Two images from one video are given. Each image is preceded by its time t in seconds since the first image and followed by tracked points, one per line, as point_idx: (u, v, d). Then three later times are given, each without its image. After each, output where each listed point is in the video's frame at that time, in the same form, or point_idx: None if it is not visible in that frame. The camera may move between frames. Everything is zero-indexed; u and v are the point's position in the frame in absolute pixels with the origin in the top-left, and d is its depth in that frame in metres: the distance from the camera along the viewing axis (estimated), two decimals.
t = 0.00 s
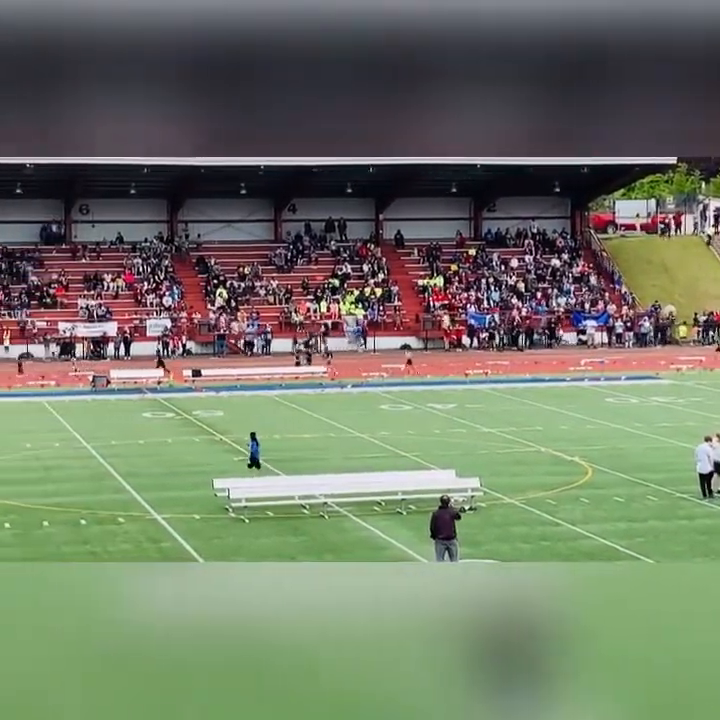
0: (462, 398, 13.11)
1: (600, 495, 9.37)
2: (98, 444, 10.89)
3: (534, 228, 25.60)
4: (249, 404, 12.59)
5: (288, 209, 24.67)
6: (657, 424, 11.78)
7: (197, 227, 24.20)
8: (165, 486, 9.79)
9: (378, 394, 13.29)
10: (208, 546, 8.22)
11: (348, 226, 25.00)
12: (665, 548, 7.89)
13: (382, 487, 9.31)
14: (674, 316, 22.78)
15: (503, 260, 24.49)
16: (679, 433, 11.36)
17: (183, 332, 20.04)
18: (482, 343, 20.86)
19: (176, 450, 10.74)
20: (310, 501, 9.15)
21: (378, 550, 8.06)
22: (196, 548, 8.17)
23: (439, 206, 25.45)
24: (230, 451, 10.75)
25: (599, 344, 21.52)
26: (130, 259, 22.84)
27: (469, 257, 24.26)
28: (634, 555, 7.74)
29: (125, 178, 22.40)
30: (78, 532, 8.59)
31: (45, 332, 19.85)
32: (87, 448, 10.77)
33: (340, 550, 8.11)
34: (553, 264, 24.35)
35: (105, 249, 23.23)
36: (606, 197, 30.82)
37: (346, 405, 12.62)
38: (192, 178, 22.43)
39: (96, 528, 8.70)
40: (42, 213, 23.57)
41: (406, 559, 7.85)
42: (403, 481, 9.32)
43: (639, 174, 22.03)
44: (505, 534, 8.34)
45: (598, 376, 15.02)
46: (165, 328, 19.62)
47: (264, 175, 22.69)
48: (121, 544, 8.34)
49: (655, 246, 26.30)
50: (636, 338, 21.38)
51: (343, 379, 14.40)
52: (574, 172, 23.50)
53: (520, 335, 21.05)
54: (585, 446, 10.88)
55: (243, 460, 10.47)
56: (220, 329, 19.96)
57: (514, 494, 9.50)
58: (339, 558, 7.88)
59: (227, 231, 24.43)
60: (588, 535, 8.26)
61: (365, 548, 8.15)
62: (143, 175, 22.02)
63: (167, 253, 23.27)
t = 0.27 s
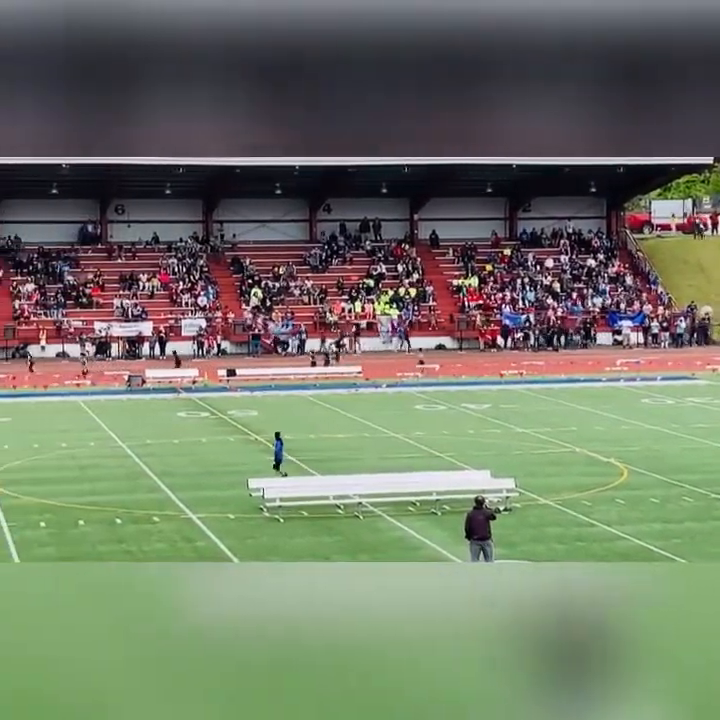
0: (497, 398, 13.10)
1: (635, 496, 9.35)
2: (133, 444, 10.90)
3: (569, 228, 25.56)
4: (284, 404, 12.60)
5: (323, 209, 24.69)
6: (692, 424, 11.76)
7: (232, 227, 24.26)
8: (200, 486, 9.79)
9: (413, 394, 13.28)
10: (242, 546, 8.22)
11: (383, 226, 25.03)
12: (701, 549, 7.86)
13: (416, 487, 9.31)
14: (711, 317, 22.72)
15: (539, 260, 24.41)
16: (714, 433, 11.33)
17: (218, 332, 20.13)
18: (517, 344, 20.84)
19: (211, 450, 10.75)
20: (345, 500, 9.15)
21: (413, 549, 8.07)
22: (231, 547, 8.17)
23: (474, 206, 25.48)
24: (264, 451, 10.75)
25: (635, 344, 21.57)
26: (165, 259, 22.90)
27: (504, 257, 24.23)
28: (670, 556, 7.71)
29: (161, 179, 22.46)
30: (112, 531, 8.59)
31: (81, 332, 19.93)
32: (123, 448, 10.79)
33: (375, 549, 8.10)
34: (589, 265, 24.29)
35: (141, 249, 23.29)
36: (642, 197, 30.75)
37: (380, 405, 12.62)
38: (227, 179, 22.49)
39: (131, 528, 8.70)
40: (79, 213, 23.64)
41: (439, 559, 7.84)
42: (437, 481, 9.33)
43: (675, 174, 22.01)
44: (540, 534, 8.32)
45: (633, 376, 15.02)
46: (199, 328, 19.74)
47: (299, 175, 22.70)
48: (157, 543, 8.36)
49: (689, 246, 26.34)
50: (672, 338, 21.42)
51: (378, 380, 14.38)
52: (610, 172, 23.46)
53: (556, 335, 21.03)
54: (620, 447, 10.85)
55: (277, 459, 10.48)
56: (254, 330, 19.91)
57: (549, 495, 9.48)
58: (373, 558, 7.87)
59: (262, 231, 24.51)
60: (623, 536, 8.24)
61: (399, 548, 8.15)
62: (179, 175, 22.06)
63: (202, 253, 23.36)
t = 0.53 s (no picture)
0: (530, 399, 13.07)
1: (668, 497, 9.30)
2: (165, 444, 10.91)
3: (602, 228, 25.49)
4: (316, 404, 12.60)
5: (355, 209, 24.72)
6: None
7: (264, 227, 24.32)
8: (232, 486, 9.80)
9: (445, 394, 13.28)
10: (274, 546, 8.21)
11: (416, 226, 24.96)
12: None
13: (449, 487, 9.28)
14: None
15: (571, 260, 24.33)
16: None
17: (250, 332, 20.15)
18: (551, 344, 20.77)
19: (243, 450, 10.76)
20: (377, 500, 9.14)
21: (445, 550, 8.06)
22: (263, 547, 8.17)
23: (507, 206, 25.44)
24: (296, 451, 10.75)
25: (669, 343, 21.47)
26: (197, 259, 22.91)
27: (537, 257, 24.16)
28: (702, 557, 7.68)
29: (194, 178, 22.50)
30: (144, 531, 8.60)
31: (114, 331, 19.99)
32: (155, 448, 10.81)
33: (406, 550, 8.09)
34: (622, 265, 24.18)
35: (174, 249, 23.35)
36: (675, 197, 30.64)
37: (411, 404, 12.62)
38: (259, 179, 22.52)
39: (163, 527, 8.71)
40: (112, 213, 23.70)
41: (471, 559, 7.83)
42: (470, 481, 9.29)
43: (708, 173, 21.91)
44: (572, 536, 8.29)
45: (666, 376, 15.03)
46: (232, 327, 19.78)
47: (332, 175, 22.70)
48: (189, 542, 8.36)
49: None
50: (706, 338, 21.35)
51: (410, 379, 14.38)
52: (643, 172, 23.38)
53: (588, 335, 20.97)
54: (653, 448, 10.81)
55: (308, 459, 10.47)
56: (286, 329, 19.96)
57: (582, 495, 9.46)
58: (405, 558, 7.86)
59: (293, 231, 24.55)
60: (656, 537, 8.20)
61: (431, 548, 8.14)
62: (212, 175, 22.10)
63: (234, 253, 23.40)
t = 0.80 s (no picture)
0: (561, 400, 13.08)
1: (701, 499, 9.28)
2: (196, 444, 10.94)
3: (634, 229, 25.48)
4: (345, 404, 12.63)
5: (385, 210, 24.73)
6: None
7: (295, 228, 24.37)
8: (264, 486, 9.82)
9: (476, 395, 13.30)
10: (305, 546, 8.23)
11: (447, 226, 25.09)
12: None
13: (479, 489, 9.27)
14: None
15: (603, 261, 24.30)
16: None
17: (282, 332, 20.20)
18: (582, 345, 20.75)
19: (274, 450, 10.78)
20: (408, 501, 9.15)
21: (478, 552, 8.05)
22: (294, 548, 8.19)
23: (539, 207, 25.49)
24: (327, 450, 10.76)
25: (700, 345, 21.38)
26: (228, 259, 22.97)
27: (569, 258, 24.15)
28: None
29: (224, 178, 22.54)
30: (175, 530, 8.63)
31: (145, 331, 20.05)
32: (186, 448, 10.83)
33: (438, 551, 8.10)
34: (654, 265, 24.15)
35: (204, 249, 23.40)
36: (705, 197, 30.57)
37: (442, 405, 12.64)
38: (288, 179, 22.54)
39: (194, 527, 8.74)
40: (141, 213, 23.75)
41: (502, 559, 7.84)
42: (499, 482, 9.28)
43: None
44: (603, 538, 8.28)
45: (695, 377, 15.19)
46: (264, 328, 19.65)
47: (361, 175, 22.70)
48: (221, 542, 8.39)
49: None
50: None
51: (441, 380, 14.42)
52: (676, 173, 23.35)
53: (620, 336, 20.93)
54: (684, 449, 10.79)
55: (339, 460, 10.48)
56: (317, 330, 19.99)
57: (613, 496, 9.45)
58: (437, 558, 7.87)
59: (325, 231, 24.61)
60: (688, 539, 8.18)
61: (463, 549, 8.14)
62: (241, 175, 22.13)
63: (266, 253, 23.45)
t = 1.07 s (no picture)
0: (590, 401, 13.06)
1: None
2: (223, 444, 10.96)
3: (663, 230, 25.42)
4: (374, 405, 12.65)
5: (414, 210, 24.73)
6: None
7: (324, 228, 24.40)
8: (291, 486, 9.83)
9: (504, 396, 13.29)
10: (332, 547, 8.23)
11: (475, 227, 25.07)
12: None
13: (508, 490, 9.26)
14: None
15: (632, 262, 24.24)
16: None
17: (310, 333, 20.21)
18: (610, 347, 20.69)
19: (302, 451, 10.79)
20: (436, 503, 9.14)
21: (505, 553, 8.04)
22: (322, 548, 8.19)
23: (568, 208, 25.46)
24: (355, 451, 10.77)
25: None
26: (256, 260, 23.00)
27: (598, 260, 24.09)
28: None
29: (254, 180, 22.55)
30: (203, 531, 8.64)
31: (173, 332, 20.11)
32: (215, 448, 10.85)
33: (466, 552, 8.09)
34: (684, 268, 24.07)
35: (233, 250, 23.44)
36: None
37: (471, 406, 12.64)
38: (317, 181, 22.52)
39: (222, 527, 8.75)
40: (170, 214, 23.82)
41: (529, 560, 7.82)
42: (528, 484, 9.26)
43: None
44: (632, 539, 8.25)
45: None
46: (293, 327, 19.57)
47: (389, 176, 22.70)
48: (248, 542, 8.40)
49: None
50: None
51: (469, 381, 14.41)
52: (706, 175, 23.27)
53: (648, 338, 20.85)
54: (714, 451, 10.75)
55: (367, 460, 10.48)
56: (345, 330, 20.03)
57: (642, 499, 9.42)
58: (464, 559, 7.86)
59: (354, 232, 24.64)
60: (717, 542, 8.14)
61: (491, 551, 8.12)
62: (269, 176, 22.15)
63: (294, 254, 23.49)
